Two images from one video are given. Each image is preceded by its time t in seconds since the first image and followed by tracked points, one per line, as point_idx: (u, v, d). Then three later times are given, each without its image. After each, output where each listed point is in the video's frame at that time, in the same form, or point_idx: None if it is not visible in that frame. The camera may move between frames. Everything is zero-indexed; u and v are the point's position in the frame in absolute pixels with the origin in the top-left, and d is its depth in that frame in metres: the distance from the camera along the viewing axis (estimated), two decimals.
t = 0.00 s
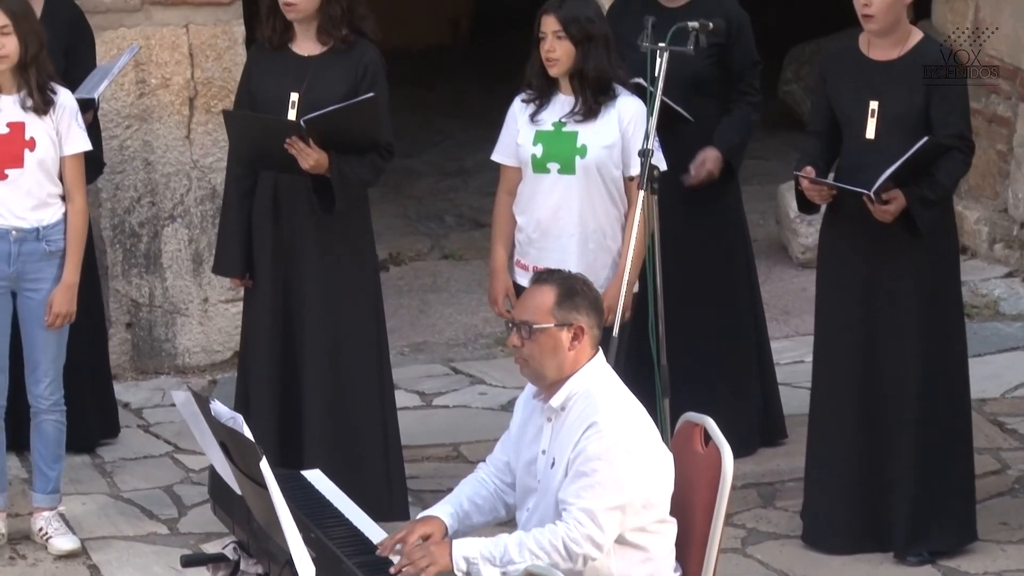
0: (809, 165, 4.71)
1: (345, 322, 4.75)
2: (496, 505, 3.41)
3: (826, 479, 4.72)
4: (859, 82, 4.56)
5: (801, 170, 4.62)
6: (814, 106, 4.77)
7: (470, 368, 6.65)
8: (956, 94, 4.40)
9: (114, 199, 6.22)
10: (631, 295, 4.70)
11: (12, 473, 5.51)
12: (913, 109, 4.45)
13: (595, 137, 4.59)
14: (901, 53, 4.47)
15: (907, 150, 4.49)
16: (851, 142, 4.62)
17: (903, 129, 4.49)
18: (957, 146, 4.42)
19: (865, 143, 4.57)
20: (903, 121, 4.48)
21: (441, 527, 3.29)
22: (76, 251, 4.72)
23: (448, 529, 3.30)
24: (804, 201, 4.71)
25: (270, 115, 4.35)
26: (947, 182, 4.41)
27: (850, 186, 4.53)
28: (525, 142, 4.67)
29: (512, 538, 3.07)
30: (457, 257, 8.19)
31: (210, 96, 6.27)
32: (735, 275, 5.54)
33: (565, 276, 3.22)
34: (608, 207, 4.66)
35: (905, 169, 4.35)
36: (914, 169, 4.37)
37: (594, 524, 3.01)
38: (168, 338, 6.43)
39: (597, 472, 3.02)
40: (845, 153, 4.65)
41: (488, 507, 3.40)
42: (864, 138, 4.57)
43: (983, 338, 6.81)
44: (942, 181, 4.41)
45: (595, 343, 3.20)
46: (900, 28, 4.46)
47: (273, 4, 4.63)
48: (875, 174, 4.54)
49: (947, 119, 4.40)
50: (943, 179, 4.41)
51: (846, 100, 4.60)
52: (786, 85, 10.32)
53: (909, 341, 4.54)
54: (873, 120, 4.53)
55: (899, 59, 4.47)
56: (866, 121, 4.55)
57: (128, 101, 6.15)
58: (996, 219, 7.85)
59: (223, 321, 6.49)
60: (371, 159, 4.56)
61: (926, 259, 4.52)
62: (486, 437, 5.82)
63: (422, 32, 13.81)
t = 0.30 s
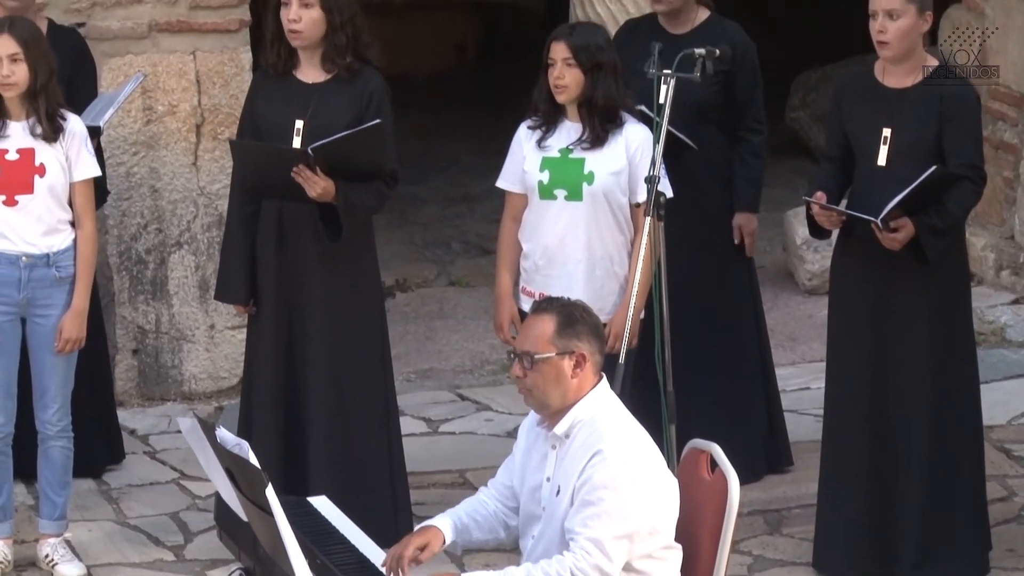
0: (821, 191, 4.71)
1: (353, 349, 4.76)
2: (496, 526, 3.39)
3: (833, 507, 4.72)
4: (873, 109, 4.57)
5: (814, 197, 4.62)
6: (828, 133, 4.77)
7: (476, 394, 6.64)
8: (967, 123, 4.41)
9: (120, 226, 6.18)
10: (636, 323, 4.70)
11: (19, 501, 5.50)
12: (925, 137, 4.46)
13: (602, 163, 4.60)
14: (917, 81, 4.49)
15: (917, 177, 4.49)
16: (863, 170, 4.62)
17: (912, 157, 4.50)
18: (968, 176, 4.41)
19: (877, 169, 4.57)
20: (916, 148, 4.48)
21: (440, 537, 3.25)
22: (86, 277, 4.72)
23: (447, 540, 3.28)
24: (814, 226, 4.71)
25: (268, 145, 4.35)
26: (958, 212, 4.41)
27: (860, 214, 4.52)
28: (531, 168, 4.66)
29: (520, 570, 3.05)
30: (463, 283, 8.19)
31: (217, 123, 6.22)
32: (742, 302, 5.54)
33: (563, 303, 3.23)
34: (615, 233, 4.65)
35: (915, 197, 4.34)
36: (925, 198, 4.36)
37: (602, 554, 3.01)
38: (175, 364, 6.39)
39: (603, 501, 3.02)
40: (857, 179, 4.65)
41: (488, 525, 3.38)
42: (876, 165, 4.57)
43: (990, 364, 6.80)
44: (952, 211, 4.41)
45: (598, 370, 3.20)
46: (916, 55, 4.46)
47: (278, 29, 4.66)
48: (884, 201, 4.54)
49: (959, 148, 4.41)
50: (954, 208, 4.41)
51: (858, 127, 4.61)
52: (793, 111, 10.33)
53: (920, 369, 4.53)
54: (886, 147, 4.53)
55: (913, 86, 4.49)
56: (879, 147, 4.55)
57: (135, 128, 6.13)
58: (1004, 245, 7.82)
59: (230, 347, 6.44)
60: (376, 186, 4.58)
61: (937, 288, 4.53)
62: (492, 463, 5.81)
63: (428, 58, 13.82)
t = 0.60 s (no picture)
0: (823, 213, 4.71)
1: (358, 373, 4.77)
2: (507, 558, 3.42)
3: (837, 530, 4.70)
4: (877, 132, 4.58)
5: (816, 217, 4.65)
6: (833, 155, 4.78)
7: (479, 418, 6.64)
8: (970, 148, 4.41)
9: (124, 249, 6.12)
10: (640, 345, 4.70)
11: (22, 524, 5.49)
12: (928, 161, 4.47)
13: (605, 186, 4.61)
14: (922, 105, 4.49)
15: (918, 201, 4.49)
16: (865, 193, 4.63)
17: (913, 181, 4.50)
18: (970, 203, 4.41)
19: (880, 193, 4.58)
20: (920, 172, 4.48)
21: None
22: (94, 299, 4.74)
23: None
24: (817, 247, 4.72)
25: (280, 169, 4.35)
26: (959, 238, 4.41)
27: (861, 236, 4.53)
28: (533, 192, 4.66)
29: None
30: (466, 306, 8.20)
31: (221, 146, 6.17)
32: (745, 325, 5.54)
33: (557, 332, 3.27)
34: (618, 256, 4.66)
35: (913, 220, 4.35)
36: (924, 220, 4.37)
37: None
38: (178, 388, 6.33)
39: (605, 529, 3.06)
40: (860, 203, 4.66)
41: (500, 560, 3.41)
42: (880, 189, 4.58)
43: (993, 388, 6.78)
44: (953, 236, 4.41)
45: (594, 398, 3.24)
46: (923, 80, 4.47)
47: (278, 53, 4.66)
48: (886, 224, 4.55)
49: (963, 172, 4.41)
50: (955, 234, 4.41)
51: (862, 150, 4.62)
52: (796, 135, 10.32)
53: (925, 393, 4.53)
54: (889, 170, 4.54)
55: (920, 110, 4.49)
56: (883, 171, 4.56)
57: (138, 151, 6.09)
58: (1007, 269, 7.79)
59: (234, 370, 6.39)
60: (378, 209, 4.59)
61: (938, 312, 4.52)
62: (495, 487, 5.80)
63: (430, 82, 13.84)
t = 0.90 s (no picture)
0: (829, 234, 4.72)
1: (367, 394, 4.77)
2: None
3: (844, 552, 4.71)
4: (884, 154, 4.59)
5: (821, 238, 4.65)
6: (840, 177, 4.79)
7: (488, 439, 6.63)
8: (977, 171, 4.42)
9: (132, 271, 6.13)
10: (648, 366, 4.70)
11: (31, 545, 5.49)
12: (933, 183, 4.48)
13: (612, 208, 4.61)
14: (928, 127, 4.50)
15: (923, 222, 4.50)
16: (871, 215, 4.64)
17: (921, 203, 4.51)
18: (976, 224, 4.42)
19: (886, 215, 4.59)
20: (925, 193, 4.49)
21: None
22: (107, 319, 4.76)
23: None
24: (823, 268, 4.73)
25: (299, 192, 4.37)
26: (964, 260, 4.41)
27: (866, 258, 4.54)
28: (539, 214, 4.66)
29: None
30: (475, 328, 8.21)
31: (230, 168, 6.16)
32: (753, 346, 5.54)
33: (548, 359, 3.30)
34: (625, 277, 4.66)
35: (917, 244, 4.35)
36: (929, 244, 4.37)
37: None
38: (187, 409, 6.33)
39: (607, 555, 3.07)
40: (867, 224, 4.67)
41: None
42: (885, 210, 4.59)
43: (1002, 410, 6.76)
44: (958, 258, 4.41)
45: (591, 423, 3.28)
46: (929, 102, 4.48)
47: (284, 75, 4.66)
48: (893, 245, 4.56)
49: (969, 195, 4.42)
50: (960, 257, 4.41)
51: (869, 172, 4.63)
52: (804, 157, 10.32)
53: (931, 415, 4.54)
54: (895, 192, 4.55)
55: (925, 132, 4.50)
56: (888, 193, 4.57)
57: (147, 173, 6.09)
58: (1017, 291, 7.71)
59: (243, 392, 6.38)
60: (388, 229, 4.62)
61: (946, 333, 4.53)
62: (504, 508, 5.80)
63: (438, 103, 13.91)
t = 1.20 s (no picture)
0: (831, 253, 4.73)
1: (373, 415, 4.77)
2: None
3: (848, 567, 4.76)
4: (885, 172, 4.60)
5: (821, 257, 4.65)
6: (841, 197, 4.80)
7: (493, 458, 6.64)
8: (979, 189, 4.44)
9: (139, 290, 6.13)
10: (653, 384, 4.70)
11: (37, 564, 5.43)
12: (934, 201, 4.50)
13: (615, 226, 4.63)
14: (929, 145, 4.53)
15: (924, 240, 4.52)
16: (872, 234, 4.65)
17: (923, 221, 4.52)
18: (977, 242, 4.44)
19: (886, 233, 4.61)
20: (926, 212, 4.52)
21: None
22: (117, 337, 4.78)
23: None
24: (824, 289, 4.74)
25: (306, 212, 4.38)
26: (966, 277, 4.44)
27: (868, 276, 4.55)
28: (543, 233, 4.68)
29: None
30: (481, 347, 8.21)
31: (236, 187, 6.20)
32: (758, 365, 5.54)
33: (540, 384, 3.33)
34: (629, 295, 4.67)
35: (920, 262, 4.38)
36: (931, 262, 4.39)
37: None
38: (192, 429, 6.34)
39: None
40: (868, 244, 4.68)
41: None
42: (886, 228, 4.61)
43: (1009, 429, 6.74)
44: (959, 275, 4.44)
45: (588, 444, 3.29)
46: (929, 120, 4.51)
47: (288, 94, 4.67)
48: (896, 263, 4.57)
49: (969, 212, 4.44)
50: (962, 274, 4.44)
51: (870, 191, 4.64)
52: (810, 176, 10.32)
53: (933, 436, 4.57)
54: (895, 211, 4.57)
55: (925, 150, 4.53)
56: (889, 212, 4.59)
57: (153, 192, 6.09)
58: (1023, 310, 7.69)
59: (248, 411, 6.41)
60: (393, 247, 4.65)
61: (948, 351, 4.55)
62: (510, 527, 5.79)
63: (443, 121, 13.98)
